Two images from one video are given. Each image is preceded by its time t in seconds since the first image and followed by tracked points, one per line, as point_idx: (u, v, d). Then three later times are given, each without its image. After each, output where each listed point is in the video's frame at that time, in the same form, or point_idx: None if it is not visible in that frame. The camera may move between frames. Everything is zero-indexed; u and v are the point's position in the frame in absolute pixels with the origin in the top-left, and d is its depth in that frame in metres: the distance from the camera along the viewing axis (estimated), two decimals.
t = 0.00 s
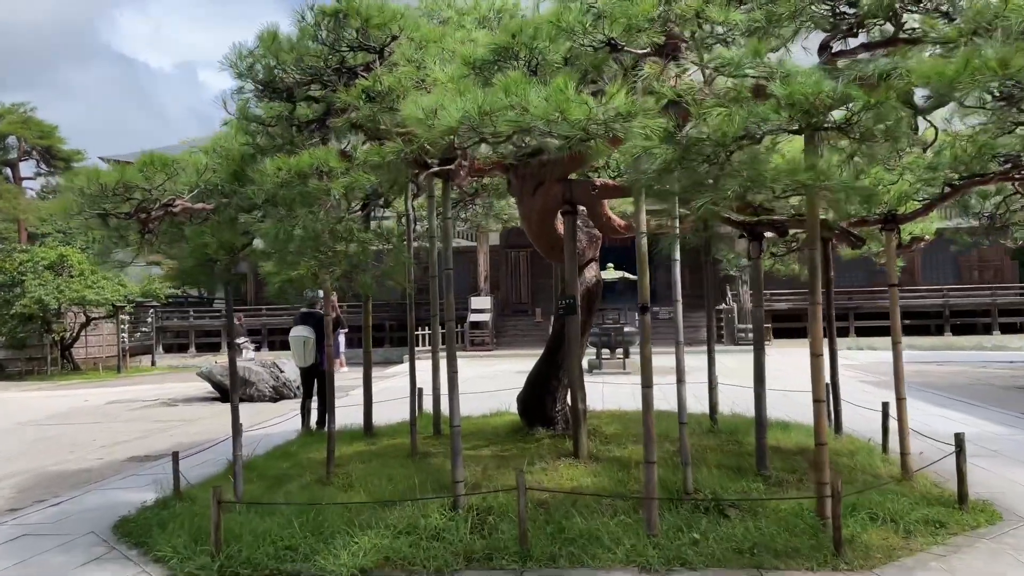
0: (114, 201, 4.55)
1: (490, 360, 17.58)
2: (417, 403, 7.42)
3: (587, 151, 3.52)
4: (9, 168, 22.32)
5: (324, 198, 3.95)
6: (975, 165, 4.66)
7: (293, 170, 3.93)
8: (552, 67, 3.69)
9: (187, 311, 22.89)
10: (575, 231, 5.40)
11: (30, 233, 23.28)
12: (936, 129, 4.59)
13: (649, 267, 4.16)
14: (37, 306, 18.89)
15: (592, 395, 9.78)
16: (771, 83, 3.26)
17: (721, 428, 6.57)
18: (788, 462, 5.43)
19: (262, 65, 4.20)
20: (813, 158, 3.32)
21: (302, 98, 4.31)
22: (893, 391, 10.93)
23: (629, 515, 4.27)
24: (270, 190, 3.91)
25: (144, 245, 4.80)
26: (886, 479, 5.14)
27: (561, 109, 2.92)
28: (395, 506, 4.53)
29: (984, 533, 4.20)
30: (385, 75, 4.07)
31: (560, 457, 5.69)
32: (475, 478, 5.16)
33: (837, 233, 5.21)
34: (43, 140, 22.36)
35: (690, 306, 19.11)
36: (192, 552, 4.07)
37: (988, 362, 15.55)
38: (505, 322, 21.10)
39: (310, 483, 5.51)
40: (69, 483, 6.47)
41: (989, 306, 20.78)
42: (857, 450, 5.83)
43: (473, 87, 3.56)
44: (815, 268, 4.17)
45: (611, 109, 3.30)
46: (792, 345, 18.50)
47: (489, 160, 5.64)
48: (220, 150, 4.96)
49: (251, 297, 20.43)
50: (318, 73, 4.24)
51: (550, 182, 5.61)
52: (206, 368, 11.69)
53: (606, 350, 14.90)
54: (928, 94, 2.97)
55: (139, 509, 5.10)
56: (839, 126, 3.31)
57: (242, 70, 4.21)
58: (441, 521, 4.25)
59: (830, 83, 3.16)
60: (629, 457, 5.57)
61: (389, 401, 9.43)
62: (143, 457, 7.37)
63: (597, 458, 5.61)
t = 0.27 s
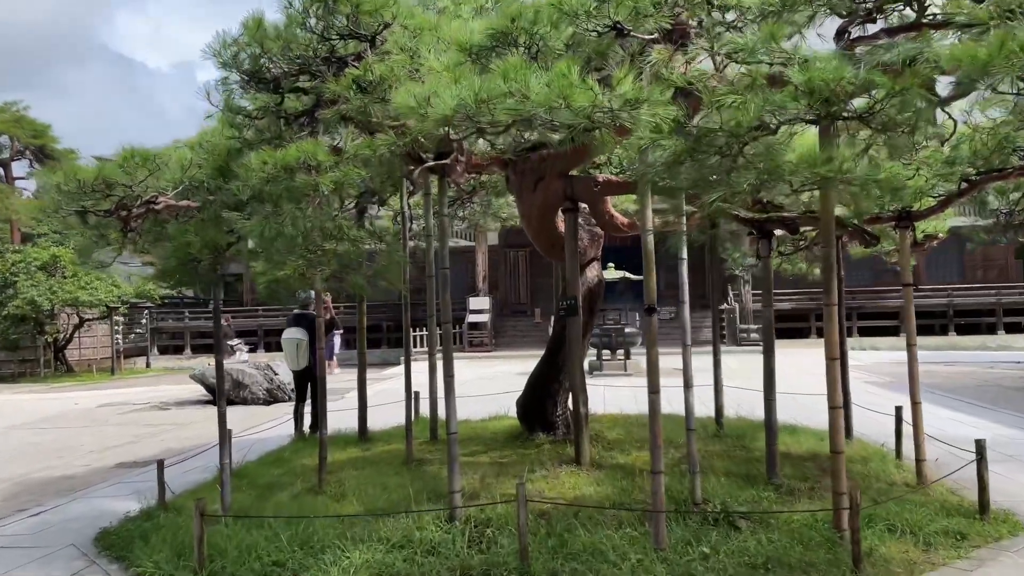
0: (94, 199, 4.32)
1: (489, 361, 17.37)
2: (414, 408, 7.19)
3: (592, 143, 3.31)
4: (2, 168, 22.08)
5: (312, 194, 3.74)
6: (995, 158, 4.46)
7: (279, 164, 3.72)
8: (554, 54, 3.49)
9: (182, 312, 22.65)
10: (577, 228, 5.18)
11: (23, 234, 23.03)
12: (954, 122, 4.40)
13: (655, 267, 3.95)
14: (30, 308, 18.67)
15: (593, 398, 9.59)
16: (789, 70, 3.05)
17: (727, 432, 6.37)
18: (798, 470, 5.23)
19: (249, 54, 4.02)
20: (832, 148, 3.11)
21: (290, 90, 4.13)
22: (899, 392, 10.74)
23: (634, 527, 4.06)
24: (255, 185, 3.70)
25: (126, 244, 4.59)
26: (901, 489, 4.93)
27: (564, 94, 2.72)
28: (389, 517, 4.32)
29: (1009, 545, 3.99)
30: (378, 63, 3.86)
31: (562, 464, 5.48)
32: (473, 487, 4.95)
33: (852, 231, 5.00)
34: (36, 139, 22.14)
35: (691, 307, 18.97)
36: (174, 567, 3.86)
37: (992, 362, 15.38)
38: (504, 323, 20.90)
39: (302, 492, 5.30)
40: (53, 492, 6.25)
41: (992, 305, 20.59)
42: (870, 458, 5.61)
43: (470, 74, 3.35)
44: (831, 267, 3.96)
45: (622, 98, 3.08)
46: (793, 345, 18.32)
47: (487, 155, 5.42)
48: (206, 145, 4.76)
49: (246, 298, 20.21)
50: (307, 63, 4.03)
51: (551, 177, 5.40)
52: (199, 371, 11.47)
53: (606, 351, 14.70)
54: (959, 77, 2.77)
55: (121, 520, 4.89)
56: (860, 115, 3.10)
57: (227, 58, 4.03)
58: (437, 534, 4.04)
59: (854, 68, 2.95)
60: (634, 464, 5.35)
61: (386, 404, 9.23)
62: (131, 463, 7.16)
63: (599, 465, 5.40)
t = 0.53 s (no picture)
0: (70, 188, 4.12)
1: (489, 358, 17.18)
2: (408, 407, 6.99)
3: (590, 122, 3.10)
4: None
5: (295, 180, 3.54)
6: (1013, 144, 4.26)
7: (261, 148, 3.52)
8: (550, 30, 3.29)
9: (180, 309, 22.45)
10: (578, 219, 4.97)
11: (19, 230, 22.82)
12: (971, 106, 4.20)
13: (659, 259, 3.75)
14: (25, 305, 18.46)
15: (593, 396, 9.39)
16: (802, 44, 2.86)
17: (732, 432, 6.16)
18: (807, 471, 5.02)
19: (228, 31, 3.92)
20: (848, 127, 2.91)
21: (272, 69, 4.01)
22: (905, 390, 10.55)
23: (637, 532, 3.86)
24: (235, 171, 3.51)
25: (106, 236, 4.40)
26: (915, 491, 4.73)
27: (561, 66, 2.52)
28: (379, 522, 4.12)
29: None
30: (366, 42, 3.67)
31: (561, 465, 5.28)
32: (468, 490, 4.74)
33: (863, 221, 4.79)
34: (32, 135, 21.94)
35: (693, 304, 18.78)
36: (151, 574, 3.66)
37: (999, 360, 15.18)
38: (504, 320, 20.71)
39: (291, 494, 5.10)
40: (36, 493, 6.05)
41: (997, 302, 20.38)
42: (880, 458, 5.41)
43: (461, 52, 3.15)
44: (844, 258, 3.74)
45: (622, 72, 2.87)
46: (797, 343, 18.12)
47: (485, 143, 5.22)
48: (189, 132, 4.57)
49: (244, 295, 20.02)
50: (292, 43, 4.00)
51: (550, 166, 5.20)
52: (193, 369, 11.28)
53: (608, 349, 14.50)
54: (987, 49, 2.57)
55: (102, 523, 4.69)
56: (877, 95, 2.90)
57: (205, 37, 3.90)
58: (429, 539, 3.84)
59: (872, 41, 2.76)
60: (635, 465, 5.15)
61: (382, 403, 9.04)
62: (119, 463, 6.96)
63: (600, 466, 5.20)
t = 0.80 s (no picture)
0: (48, 185, 3.93)
1: (491, 359, 16.98)
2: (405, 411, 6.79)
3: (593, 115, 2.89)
4: None
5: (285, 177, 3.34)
6: None
7: (244, 144, 3.31)
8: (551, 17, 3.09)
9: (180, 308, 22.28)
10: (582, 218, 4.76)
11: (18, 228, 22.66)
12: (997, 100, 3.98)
13: (667, 261, 3.54)
14: (24, 304, 18.31)
15: (597, 399, 9.19)
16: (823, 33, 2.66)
17: (741, 439, 5.96)
18: (821, 482, 4.82)
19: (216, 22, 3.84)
20: (875, 120, 2.70)
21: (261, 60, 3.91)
22: (915, 393, 10.32)
23: (644, 550, 3.65)
24: (219, 169, 3.32)
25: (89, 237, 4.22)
26: (934, 504, 4.52)
27: (563, 53, 2.31)
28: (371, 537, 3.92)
29: None
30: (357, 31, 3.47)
31: (563, 474, 5.08)
32: (467, 502, 4.54)
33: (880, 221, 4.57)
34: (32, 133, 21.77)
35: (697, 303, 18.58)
36: None
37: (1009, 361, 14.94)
38: (506, 320, 20.52)
39: (282, 505, 4.90)
40: (23, 501, 5.87)
41: (1005, 302, 20.11)
42: (896, 469, 5.20)
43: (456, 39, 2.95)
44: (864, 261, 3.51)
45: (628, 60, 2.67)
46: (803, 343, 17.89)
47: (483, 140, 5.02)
48: (174, 127, 4.38)
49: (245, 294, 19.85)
50: (281, 33, 3.87)
51: (552, 164, 4.99)
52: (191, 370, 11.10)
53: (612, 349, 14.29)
54: None
55: (85, 536, 4.50)
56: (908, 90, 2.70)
57: (189, 27, 3.83)
58: (424, 556, 3.65)
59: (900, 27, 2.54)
60: (641, 475, 4.93)
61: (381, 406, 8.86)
62: (109, 469, 6.78)
63: (604, 475, 4.99)
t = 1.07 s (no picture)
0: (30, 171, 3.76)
1: (496, 355, 16.81)
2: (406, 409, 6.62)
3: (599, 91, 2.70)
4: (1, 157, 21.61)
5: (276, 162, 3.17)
6: None
7: (230, 126, 3.14)
8: None
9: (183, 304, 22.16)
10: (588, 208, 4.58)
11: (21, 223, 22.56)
12: None
13: (679, 252, 3.34)
14: (27, 299, 18.20)
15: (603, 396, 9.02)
16: None
17: (753, 438, 5.77)
18: (837, 483, 4.63)
19: None
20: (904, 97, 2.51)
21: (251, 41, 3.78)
22: (928, 391, 10.11)
23: (653, 556, 3.46)
24: (204, 153, 3.14)
25: (74, 227, 4.05)
26: (956, 508, 4.32)
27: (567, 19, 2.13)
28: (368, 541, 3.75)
29: None
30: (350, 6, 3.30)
31: (568, 475, 4.90)
32: (468, 504, 4.36)
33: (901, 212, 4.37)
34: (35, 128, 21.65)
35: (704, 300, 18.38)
36: None
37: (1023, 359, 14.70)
38: (512, 316, 20.36)
39: (278, 505, 4.73)
40: (14, 499, 5.71)
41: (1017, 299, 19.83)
42: (915, 470, 5.00)
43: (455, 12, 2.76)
44: (887, 251, 3.30)
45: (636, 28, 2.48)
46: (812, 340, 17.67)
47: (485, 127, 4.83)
48: (163, 112, 4.21)
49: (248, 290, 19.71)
50: (273, 12, 3.72)
51: (557, 152, 4.81)
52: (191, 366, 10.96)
53: (619, 346, 14.11)
54: None
55: (73, 536, 4.34)
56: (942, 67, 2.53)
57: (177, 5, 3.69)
58: (422, 563, 3.47)
59: None
60: (649, 476, 4.74)
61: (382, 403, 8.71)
62: (104, 466, 6.62)
63: (611, 476, 4.81)
